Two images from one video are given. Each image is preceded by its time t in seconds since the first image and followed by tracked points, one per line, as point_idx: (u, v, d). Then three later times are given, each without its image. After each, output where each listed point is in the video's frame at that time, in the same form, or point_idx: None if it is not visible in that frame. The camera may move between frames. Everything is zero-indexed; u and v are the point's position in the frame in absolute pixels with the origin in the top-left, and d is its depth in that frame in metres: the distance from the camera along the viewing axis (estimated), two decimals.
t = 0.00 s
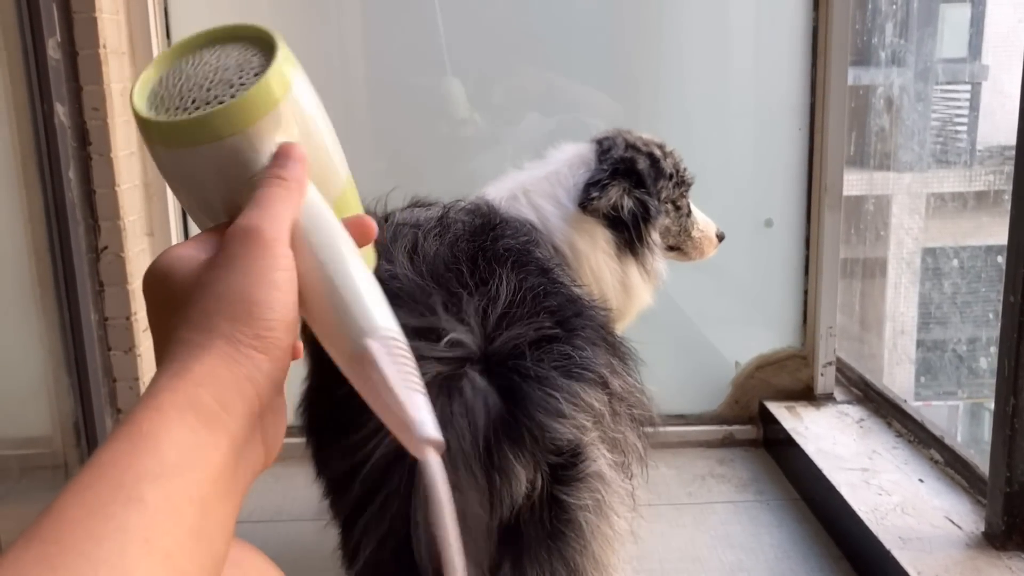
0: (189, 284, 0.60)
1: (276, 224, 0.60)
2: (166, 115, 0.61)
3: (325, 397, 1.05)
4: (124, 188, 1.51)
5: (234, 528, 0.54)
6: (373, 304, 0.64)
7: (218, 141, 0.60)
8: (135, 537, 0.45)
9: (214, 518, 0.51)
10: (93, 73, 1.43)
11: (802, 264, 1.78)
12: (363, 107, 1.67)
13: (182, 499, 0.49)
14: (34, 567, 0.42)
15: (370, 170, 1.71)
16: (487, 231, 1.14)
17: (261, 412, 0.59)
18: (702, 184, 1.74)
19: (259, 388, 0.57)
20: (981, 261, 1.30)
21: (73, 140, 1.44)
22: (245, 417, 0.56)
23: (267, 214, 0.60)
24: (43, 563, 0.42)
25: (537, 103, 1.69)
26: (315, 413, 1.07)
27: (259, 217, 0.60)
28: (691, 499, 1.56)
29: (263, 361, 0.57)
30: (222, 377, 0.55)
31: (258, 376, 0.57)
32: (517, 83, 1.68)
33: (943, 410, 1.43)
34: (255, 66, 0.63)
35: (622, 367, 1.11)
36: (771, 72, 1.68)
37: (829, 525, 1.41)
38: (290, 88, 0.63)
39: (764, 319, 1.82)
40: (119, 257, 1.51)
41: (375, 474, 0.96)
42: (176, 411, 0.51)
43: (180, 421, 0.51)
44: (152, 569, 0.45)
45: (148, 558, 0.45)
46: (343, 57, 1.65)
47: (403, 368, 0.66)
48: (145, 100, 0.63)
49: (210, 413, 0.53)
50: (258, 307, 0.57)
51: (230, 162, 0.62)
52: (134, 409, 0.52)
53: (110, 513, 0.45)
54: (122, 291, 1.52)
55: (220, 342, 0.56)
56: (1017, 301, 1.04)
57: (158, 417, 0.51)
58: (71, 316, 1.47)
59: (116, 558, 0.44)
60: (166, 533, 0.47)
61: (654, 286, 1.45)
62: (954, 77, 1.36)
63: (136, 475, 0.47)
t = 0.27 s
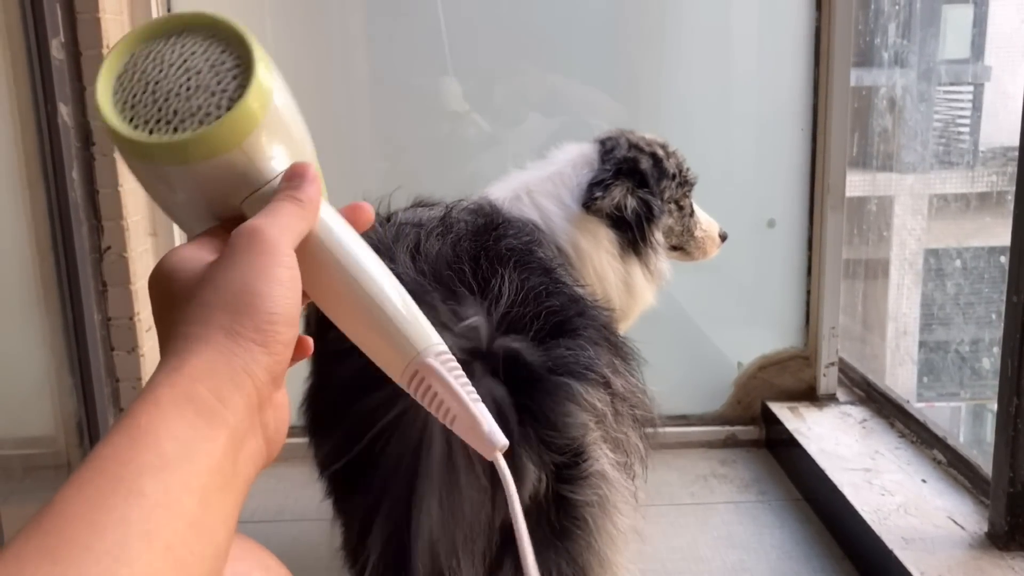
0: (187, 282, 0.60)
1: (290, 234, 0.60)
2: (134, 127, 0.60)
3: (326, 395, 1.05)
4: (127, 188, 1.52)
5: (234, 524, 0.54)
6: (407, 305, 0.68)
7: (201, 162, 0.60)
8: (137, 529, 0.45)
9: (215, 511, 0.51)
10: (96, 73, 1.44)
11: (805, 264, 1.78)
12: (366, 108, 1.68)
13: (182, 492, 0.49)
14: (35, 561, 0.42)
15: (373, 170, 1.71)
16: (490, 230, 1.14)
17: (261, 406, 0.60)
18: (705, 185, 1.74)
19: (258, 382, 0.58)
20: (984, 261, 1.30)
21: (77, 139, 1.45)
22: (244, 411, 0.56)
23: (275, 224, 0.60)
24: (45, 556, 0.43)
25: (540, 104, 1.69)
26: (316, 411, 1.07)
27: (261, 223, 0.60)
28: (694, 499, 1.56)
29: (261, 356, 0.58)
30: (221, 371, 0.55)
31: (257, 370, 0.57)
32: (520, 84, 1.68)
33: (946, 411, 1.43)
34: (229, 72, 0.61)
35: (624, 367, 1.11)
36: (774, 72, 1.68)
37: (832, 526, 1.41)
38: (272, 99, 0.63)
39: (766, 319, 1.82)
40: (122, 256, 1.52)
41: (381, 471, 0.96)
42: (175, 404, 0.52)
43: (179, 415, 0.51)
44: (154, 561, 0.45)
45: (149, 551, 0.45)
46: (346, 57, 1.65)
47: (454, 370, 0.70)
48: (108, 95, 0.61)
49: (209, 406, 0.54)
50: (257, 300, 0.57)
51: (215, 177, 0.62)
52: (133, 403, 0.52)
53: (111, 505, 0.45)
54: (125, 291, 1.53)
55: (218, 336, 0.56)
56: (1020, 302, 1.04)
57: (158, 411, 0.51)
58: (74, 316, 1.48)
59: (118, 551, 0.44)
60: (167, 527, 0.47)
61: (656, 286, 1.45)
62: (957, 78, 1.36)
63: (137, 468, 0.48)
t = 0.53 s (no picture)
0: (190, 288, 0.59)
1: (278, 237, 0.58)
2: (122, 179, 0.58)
3: (330, 396, 1.05)
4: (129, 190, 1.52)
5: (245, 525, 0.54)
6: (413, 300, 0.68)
7: (189, 194, 0.58)
8: (146, 531, 0.45)
9: (225, 513, 0.51)
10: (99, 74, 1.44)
11: (807, 265, 1.78)
12: (368, 109, 1.68)
13: (192, 494, 0.49)
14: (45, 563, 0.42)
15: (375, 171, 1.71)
16: (492, 231, 1.14)
17: (271, 408, 0.59)
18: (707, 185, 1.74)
19: (269, 384, 0.57)
20: (987, 262, 1.29)
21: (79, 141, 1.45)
22: (254, 413, 0.56)
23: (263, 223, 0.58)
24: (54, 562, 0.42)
25: (542, 105, 1.69)
26: (320, 411, 1.07)
27: (253, 224, 0.58)
28: (696, 500, 1.56)
29: (272, 355, 0.57)
30: (231, 373, 0.55)
31: (268, 371, 0.57)
32: (522, 84, 1.68)
33: (948, 412, 1.43)
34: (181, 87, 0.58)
35: (626, 367, 1.11)
36: (776, 72, 1.68)
37: (834, 527, 1.41)
38: (225, 96, 0.58)
39: (768, 320, 1.82)
40: (125, 257, 1.52)
41: (387, 471, 0.96)
42: (185, 406, 0.52)
43: (189, 417, 0.51)
44: (165, 563, 0.45)
45: (159, 550, 0.45)
46: (348, 58, 1.65)
47: (465, 361, 0.70)
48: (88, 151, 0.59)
49: (220, 408, 0.54)
50: (263, 301, 0.56)
51: (216, 199, 0.60)
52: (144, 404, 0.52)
53: (121, 506, 0.45)
54: (127, 292, 1.54)
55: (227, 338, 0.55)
56: None
57: (168, 413, 0.51)
58: (76, 317, 1.48)
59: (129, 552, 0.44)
60: (177, 530, 0.47)
61: (658, 287, 1.44)
62: (959, 79, 1.36)
63: (147, 470, 0.48)
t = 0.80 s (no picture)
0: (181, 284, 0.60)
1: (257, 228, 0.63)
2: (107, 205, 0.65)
3: (330, 397, 1.05)
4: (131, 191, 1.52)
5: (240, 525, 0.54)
6: (390, 278, 0.69)
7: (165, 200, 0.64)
8: (140, 530, 0.45)
9: (220, 513, 0.51)
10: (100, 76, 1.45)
11: (808, 265, 1.77)
12: (369, 110, 1.68)
13: (186, 492, 0.49)
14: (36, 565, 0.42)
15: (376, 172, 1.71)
16: (493, 231, 1.14)
17: (265, 405, 0.59)
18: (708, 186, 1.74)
19: (260, 381, 0.57)
20: (988, 262, 1.29)
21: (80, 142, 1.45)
22: (247, 414, 0.56)
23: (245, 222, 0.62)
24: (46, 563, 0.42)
25: (543, 106, 1.69)
26: (320, 413, 1.07)
27: (232, 227, 0.61)
28: (698, 500, 1.56)
29: (263, 355, 0.58)
30: (221, 371, 0.55)
31: (259, 369, 0.57)
32: (522, 85, 1.68)
33: (950, 412, 1.43)
34: (143, 100, 0.63)
35: (627, 367, 1.10)
36: (777, 73, 1.68)
37: (836, 527, 1.41)
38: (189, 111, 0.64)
39: (769, 321, 1.82)
40: (126, 259, 1.52)
41: (387, 471, 0.97)
42: (176, 406, 0.52)
43: (181, 417, 0.51)
44: (158, 562, 0.45)
45: (151, 550, 0.45)
46: (349, 59, 1.65)
47: (435, 324, 0.70)
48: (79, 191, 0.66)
49: (212, 407, 0.54)
50: (248, 298, 0.57)
51: (189, 206, 0.65)
52: (136, 406, 0.52)
53: (114, 506, 0.45)
54: (128, 293, 1.54)
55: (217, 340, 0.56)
56: None
57: (159, 413, 0.51)
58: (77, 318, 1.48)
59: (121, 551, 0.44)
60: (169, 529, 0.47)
61: (659, 287, 1.44)
62: (960, 79, 1.36)
63: (140, 471, 0.48)
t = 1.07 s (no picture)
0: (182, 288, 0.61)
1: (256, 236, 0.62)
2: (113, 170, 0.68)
3: (331, 398, 1.05)
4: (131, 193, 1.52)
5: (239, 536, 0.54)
6: (384, 300, 0.67)
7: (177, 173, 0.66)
8: (143, 540, 0.45)
9: (220, 523, 0.52)
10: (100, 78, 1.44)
11: (809, 265, 1.77)
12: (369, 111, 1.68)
13: (190, 506, 0.49)
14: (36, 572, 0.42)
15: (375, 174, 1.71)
16: (493, 232, 1.14)
17: (268, 418, 0.60)
18: (708, 187, 1.74)
19: (265, 395, 0.58)
20: (989, 262, 1.29)
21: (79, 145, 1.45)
22: (250, 426, 0.57)
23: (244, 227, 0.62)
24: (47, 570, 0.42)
25: (543, 107, 1.69)
26: (321, 416, 1.07)
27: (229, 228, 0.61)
28: (699, 502, 1.55)
29: (268, 369, 0.58)
30: (228, 385, 0.56)
31: (264, 383, 0.58)
32: (522, 86, 1.67)
33: (952, 412, 1.43)
34: (157, 69, 0.65)
35: (628, 369, 1.10)
36: (778, 73, 1.68)
37: (837, 528, 1.40)
38: (199, 76, 0.65)
39: (771, 321, 1.81)
40: (126, 262, 1.52)
41: (386, 473, 0.97)
42: (180, 418, 0.52)
43: (185, 429, 0.52)
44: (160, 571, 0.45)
45: (153, 559, 0.45)
46: (349, 61, 1.65)
47: (425, 359, 0.67)
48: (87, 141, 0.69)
49: (217, 420, 0.54)
50: (259, 309, 0.58)
51: (192, 184, 0.68)
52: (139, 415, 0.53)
53: (116, 518, 0.46)
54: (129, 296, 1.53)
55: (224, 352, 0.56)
56: None
57: (164, 425, 0.51)
58: (78, 322, 1.49)
59: (123, 560, 0.44)
60: (170, 537, 0.47)
61: (659, 289, 1.44)
62: (960, 78, 1.36)
63: (142, 481, 0.48)
